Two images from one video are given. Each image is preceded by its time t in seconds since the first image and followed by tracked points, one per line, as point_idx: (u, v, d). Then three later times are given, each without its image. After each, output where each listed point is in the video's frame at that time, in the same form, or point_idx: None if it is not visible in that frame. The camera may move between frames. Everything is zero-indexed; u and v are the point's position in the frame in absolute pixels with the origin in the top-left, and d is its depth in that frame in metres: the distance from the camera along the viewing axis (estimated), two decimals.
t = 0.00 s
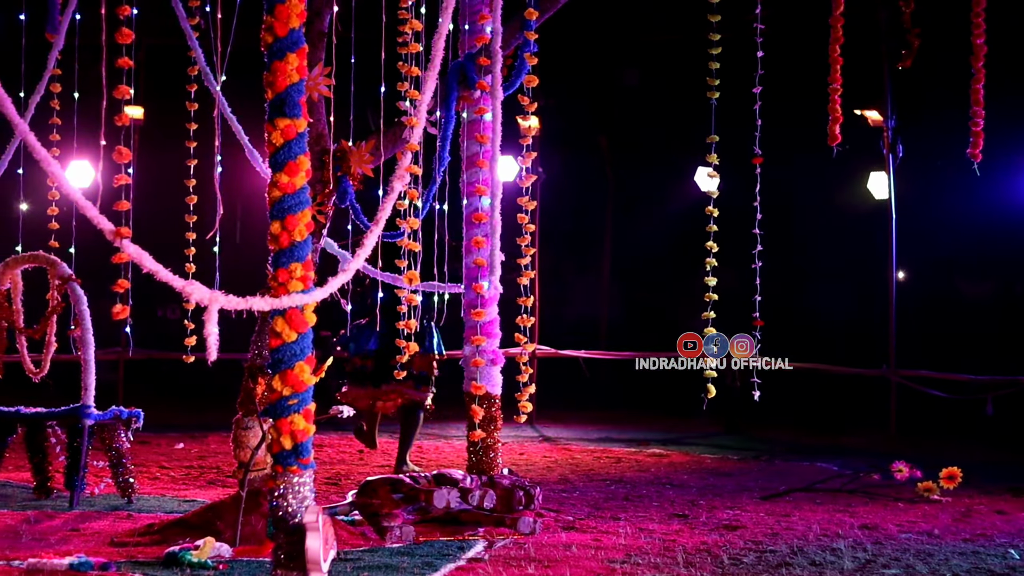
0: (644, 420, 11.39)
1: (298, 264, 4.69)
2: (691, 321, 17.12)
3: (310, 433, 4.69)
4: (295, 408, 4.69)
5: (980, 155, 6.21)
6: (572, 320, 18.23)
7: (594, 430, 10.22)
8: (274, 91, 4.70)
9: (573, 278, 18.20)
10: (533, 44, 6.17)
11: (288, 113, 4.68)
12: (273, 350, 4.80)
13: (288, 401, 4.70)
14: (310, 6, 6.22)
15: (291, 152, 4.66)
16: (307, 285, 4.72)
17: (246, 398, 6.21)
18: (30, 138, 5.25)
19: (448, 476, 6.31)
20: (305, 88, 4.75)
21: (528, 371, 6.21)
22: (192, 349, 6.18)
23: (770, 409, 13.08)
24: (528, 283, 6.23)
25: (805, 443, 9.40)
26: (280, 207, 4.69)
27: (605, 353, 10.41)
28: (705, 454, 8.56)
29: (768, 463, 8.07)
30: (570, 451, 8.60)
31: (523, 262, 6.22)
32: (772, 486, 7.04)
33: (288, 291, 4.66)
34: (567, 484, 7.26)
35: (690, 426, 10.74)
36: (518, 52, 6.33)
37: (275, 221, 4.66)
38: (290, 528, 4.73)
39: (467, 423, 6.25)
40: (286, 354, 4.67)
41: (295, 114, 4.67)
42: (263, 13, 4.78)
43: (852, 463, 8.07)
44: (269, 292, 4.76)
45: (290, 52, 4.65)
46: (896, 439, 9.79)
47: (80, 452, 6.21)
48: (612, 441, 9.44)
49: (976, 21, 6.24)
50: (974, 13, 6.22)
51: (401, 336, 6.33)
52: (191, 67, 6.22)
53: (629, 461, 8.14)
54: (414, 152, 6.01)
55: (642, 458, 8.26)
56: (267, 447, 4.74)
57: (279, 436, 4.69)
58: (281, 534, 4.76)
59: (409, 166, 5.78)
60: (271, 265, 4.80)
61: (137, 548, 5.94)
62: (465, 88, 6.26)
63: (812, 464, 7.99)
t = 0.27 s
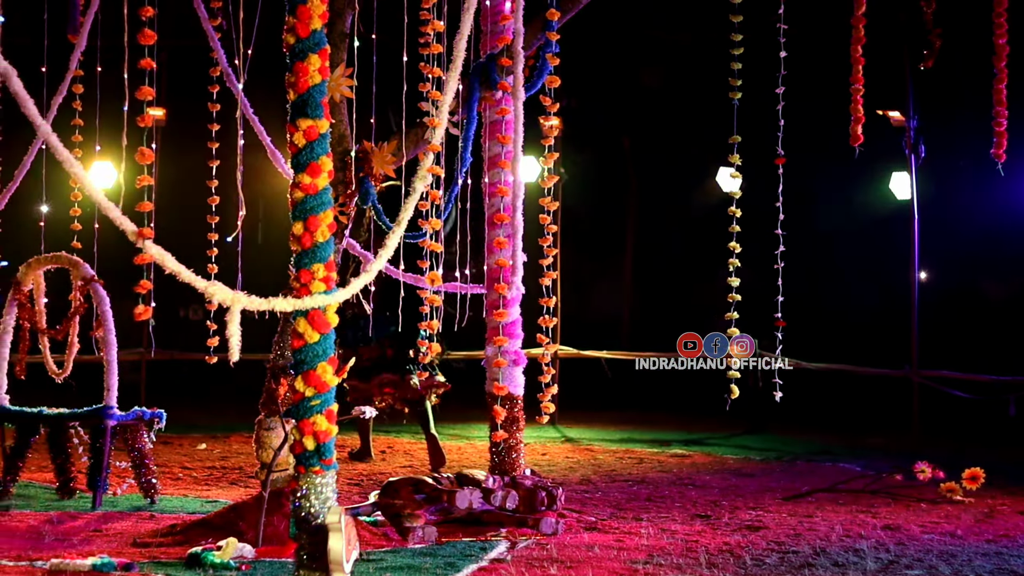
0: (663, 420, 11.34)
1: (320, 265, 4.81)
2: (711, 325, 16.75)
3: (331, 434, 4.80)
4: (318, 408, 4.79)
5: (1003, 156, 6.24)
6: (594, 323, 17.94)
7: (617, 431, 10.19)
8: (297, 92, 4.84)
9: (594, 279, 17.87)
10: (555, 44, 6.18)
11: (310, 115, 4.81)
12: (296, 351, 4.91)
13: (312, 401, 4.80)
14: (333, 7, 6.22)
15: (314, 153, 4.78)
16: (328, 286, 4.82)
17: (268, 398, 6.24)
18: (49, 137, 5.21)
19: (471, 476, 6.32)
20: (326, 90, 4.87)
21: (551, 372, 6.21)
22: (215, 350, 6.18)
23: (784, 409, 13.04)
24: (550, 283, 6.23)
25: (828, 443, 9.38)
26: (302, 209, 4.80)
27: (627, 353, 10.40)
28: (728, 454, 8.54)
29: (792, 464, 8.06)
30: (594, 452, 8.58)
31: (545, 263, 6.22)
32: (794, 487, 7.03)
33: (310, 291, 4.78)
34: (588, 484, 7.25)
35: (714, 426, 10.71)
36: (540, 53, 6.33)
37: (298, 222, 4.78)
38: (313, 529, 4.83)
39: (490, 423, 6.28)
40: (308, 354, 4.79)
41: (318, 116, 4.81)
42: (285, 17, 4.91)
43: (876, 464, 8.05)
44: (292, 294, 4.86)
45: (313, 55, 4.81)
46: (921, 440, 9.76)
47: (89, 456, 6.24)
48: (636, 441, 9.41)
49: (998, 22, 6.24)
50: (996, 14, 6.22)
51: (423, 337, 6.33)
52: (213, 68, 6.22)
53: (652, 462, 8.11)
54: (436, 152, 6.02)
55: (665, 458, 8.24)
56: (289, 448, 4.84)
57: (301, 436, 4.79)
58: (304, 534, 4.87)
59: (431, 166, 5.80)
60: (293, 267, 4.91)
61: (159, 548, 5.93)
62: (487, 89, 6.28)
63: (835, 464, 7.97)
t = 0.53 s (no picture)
0: (691, 422, 11.31)
1: (357, 268, 4.86)
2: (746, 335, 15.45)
3: (368, 436, 4.83)
4: (356, 410, 4.83)
5: None
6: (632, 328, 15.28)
7: (652, 432, 10.15)
8: (333, 95, 4.90)
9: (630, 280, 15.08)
10: (592, 46, 6.17)
11: (347, 118, 4.88)
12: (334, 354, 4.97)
13: (349, 404, 4.84)
14: (370, 9, 6.21)
15: (351, 156, 4.85)
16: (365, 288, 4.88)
17: (305, 401, 6.21)
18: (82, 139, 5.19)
19: (508, 479, 6.35)
20: (363, 92, 4.92)
21: (588, 375, 6.21)
22: (253, 353, 6.19)
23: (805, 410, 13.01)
24: (587, 286, 6.22)
25: (866, 446, 9.35)
26: (339, 211, 4.87)
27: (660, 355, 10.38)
28: (766, 456, 8.54)
29: (829, 466, 8.04)
30: (631, 455, 8.57)
31: (582, 265, 6.21)
32: (830, 490, 7.03)
33: (347, 293, 4.83)
34: (625, 486, 7.25)
35: (750, 428, 10.67)
36: (576, 55, 6.32)
37: (336, 224, 4.85)
38: (350, 531, 4.85)
39: (527, 426, 6.29)
40: (345, 357, 4.85)
41: (354, 119, 4.88)
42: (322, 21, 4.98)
43: (914, 466, 8.02)
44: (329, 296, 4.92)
45: (349, 58, 4.88)
46: (959, 442, 9.72)
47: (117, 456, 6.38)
48: (673, 443, 9.38)
49: None
50: None
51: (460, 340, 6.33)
52: (250, 71, 6.21)
53: (689, 464, 8.10)
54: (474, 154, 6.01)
55: (702, 460, 8.23)
56: (327, 450, 4.90)
57: (339, 438, 4.86)
58: (341, 536, 4.88)
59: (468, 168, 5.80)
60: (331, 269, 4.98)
61: (197, 550, 5.92)
62: (524, 91, 6.27)
63: (873, 467, 7.95)
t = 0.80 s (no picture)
0: (715, 424, 11.31)
1: (390, 271, 4.90)
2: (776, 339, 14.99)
3: (401, 438, 4.87)
4: (388, 413, 4.87)
5: None
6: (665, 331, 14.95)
7: (683, 434, 10.17)
8: (366, 97, 4.92)
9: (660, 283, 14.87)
10: (623, 48, 6.17)
11: (379, 120, 4.89)
12: (368, 356, 4.98)
13: (381, 407, 4.86)
14: (402, 12, 6.21)
15: (383, 158, 4.88)
16: (397, 291, 4.92)
17: (338, 403, 6.23)
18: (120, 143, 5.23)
19: (541, 481, 6.30)
20: (396, 94, 4.93)
21: (621, 376, 6.20)
22: (285, 355, 6.20)
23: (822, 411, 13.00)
24: (619, 288, 6.23)
25: (898, 447, 9.35)
26: (372, 212, 4.91)
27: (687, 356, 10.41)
28: (799, 458, 8.56)
29: (861, 467, 8.04)
30: (663, 456, 8.59)
31: (614, 267, 6.22)
32: (862, 492, 7.03)
33: (379, 295, 4.88)
34: (658, 488, 7.26)
35: (782, 429, 10.68)
36: (608, 57, 6.32)
37: (369, 226, 4.88)
38: (383, 533, 4.87)
39: (559, 428, 6.27)
40: (377, 359, 4.86)
41: (387, 121, 4.89)
42: (354, 24, 5.00)
43: (946, 467, 8.01)
44: (362, 298, 4.97)
45: (382, 60, 4.89)
46: (991, 444, 9.69)
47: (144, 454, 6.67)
48: (704, 445, 9.40)
49: None
50: None
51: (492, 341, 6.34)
52: (282, 73, 6.23)
53: (721, 465, 8.11)
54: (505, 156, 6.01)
55: (734, 462, 8.25)
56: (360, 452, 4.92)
57: (371, 440, 4.87)
58: (375, 538, 4.88)
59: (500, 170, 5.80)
60: (363, 270, 5.01)
61: (231, 553, 5.91)
62: (556, 92, 6.28)
63: (906, 468, 7.95)
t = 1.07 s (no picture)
0: (734, 426, 11.31)
1: (414, 273, 4.84)
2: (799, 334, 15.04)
3: (425, 441, 4.78)
4: (412, 415, 4.79)
5: None
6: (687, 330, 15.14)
7: (708, 437, 10.21)
8: (389, 100, 4.85)
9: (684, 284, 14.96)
10: (647, 50, 6.17)
11: (404, 122, 4.82)
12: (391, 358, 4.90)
13: (406, 409, 4.79)
14: (426, 14, 6.23)
15: (407, 161, 4.82)
16: (422, 293, 4.87)
17: (361, 405, 6.27)
18: (149, 147, 4.86)
19: (565, 483, 6.30)
20: (419, 97, 4.86)
21: (645, 378, 6.20)
22: (309, 356, 6.20)
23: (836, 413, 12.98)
24: (644, 289, 6.23)
25: (923, 450, 9.34)
26: (396, 215, 4.85)
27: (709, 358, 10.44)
28: (824, 460, 8.58)
29: (886, 469, 8.04)
30: (688, 458, 8.62)
31: (639, 268, 6.22)
32: (887, 494, 7.02)
33: (404, 298, 4.83)
34: (683, 490, 7.28)
35: (806, 432, 10.69)
36: (631, 59, 6.33)
37: (392, 228, 4.83)
38: (408, 536, 4.82)
39: (584, 429, 6.27)
40: (402, 361, 4.77)
41: (410, 123, 4.81)
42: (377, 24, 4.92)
43: (972, 470, 8.00)
44: (386, 300, 4.90)
45: (406, 62, 4.82)
46: (1016, 446, 9.67)
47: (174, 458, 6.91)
48: (730, 448, 9.43)
49: None
50: None
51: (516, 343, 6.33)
52: (306, 76, 6.26)
53: (745, 468, 8.12)
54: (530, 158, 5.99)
55: (758, 464, 8.27)
56: (384, 455, 4.86)
57: (395, 442, 4.81)
58: (399, 540, 4.84)
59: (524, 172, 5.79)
60: (387, 273, 4.96)
61: (254, 555, 5.88)
62: (580, 94, 6.28)
63: (931, 471, 7.94)
